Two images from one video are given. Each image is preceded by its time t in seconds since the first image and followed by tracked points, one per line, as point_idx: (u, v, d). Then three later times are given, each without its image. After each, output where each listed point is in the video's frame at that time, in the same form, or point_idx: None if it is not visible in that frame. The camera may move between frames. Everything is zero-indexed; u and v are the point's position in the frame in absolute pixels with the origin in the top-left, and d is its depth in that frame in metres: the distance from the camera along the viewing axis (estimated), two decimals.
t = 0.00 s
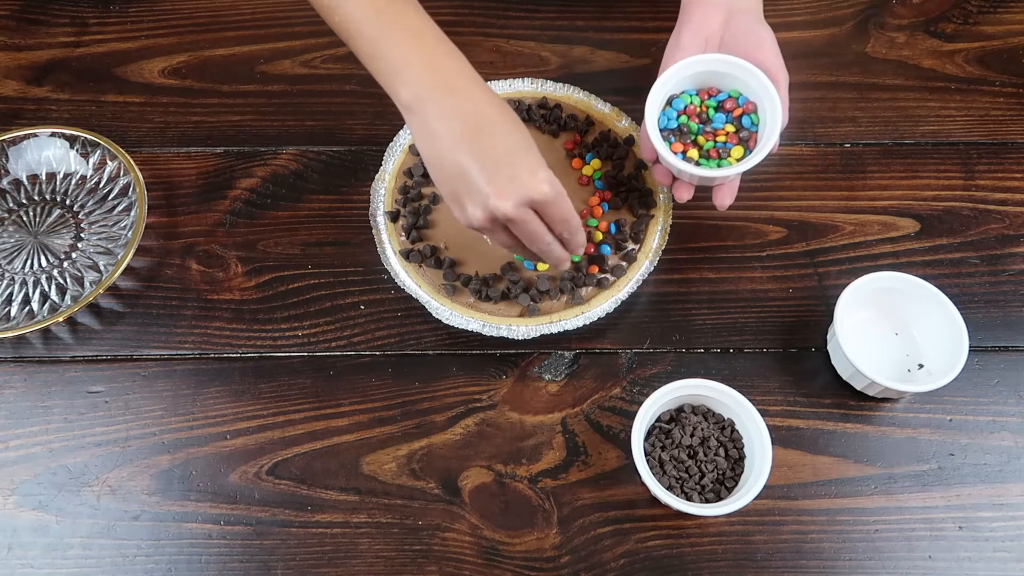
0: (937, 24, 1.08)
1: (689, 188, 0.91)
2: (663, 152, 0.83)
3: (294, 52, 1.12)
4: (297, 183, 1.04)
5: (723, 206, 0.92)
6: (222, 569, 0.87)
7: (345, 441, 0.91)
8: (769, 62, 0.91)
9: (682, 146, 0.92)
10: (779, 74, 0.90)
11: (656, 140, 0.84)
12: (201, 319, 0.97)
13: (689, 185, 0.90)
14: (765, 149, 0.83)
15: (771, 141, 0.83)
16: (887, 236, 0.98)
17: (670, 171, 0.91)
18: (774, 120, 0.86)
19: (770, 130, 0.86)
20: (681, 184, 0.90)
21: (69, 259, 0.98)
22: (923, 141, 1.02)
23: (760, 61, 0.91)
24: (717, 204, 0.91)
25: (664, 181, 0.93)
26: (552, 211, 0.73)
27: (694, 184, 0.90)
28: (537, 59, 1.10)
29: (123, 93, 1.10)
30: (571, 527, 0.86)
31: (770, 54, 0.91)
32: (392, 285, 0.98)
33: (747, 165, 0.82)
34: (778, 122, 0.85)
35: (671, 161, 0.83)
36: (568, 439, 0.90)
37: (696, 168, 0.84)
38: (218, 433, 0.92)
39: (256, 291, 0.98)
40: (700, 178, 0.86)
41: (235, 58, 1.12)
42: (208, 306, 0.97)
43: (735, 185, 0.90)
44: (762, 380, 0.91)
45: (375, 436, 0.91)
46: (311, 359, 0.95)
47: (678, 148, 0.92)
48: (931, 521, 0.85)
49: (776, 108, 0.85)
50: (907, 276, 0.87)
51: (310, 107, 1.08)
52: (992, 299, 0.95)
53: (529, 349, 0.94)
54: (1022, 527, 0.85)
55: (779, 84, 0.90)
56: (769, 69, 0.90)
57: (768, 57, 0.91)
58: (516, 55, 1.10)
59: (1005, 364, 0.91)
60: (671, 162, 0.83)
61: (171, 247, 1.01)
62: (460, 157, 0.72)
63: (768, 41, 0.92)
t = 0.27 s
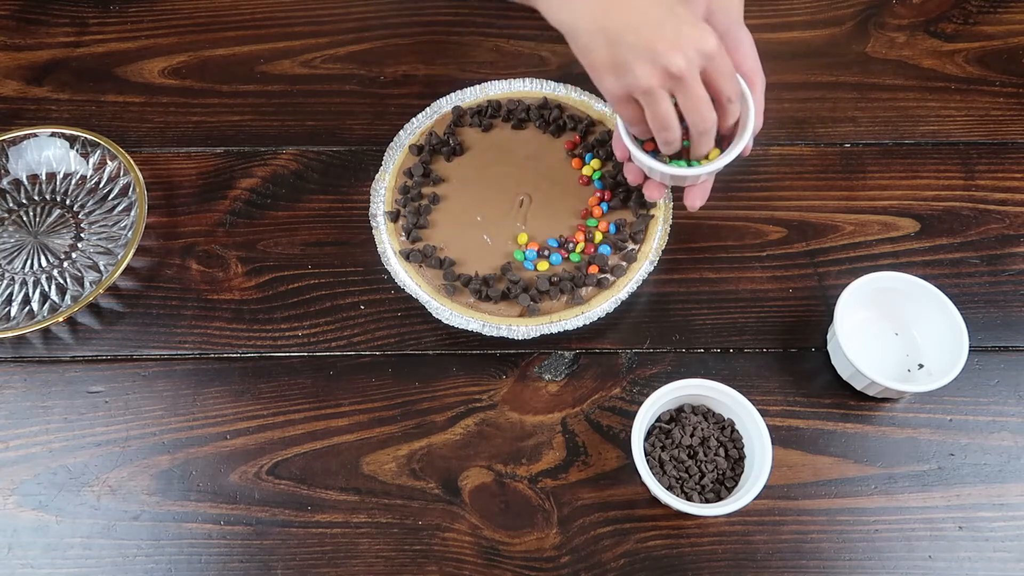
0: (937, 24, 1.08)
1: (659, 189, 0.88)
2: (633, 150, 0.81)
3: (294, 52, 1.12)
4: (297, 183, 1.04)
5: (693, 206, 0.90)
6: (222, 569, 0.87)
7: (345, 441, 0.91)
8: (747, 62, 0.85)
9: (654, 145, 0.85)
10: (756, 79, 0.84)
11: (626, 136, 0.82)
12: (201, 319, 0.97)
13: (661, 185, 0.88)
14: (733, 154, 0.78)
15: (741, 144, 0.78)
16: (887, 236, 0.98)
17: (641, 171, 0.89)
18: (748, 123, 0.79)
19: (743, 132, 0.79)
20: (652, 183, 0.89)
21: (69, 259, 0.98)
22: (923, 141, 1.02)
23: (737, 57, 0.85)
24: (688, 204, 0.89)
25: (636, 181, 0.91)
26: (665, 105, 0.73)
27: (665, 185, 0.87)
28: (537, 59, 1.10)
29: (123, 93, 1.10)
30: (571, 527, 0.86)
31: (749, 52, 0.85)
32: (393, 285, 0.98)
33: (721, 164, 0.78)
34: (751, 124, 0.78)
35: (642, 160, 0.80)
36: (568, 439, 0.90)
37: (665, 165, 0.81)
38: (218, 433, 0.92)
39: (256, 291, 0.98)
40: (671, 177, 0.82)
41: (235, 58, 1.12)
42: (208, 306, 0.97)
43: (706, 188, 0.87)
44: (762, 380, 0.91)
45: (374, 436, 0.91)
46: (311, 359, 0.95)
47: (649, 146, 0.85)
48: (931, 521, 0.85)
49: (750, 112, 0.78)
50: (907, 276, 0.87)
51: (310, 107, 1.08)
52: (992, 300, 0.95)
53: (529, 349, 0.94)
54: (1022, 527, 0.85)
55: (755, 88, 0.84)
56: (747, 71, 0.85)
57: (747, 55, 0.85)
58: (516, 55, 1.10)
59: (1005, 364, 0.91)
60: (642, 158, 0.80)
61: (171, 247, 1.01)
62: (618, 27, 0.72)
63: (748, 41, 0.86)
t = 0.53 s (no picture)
0: (937, 24, 1.08)
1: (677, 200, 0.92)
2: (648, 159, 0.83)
3: (294, 52, 1.12)
4: (297, 183, 1.04)
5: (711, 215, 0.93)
6: (222, 569, 0.87)
7: (345, 441, 0.91)
8: (759, 73, 0.91)
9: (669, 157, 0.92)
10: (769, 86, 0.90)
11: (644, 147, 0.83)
12: (201, 318, 0.97)
13: (678, 197, 0.91)
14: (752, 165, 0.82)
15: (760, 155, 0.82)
16: (887, 236, 0.98)
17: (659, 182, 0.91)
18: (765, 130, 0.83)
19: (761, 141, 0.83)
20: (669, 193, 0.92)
21: (69, 259, 0.98)
22: (923, 141, 1.02)
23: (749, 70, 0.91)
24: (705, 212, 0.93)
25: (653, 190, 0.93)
26: (506, 203, 0.84)
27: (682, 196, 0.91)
28: (537, 59, 1.10)
29: (123, 93, 1.10)
30: (571, 527, 0.86)
31: (760, 62, 0.91)
32: (392, 285, 0.98)
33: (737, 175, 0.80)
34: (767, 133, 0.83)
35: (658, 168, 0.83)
36: (568, 439, 0.90)
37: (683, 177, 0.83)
38: (218, 433, 0.92)
39: (256, 291, 0.98)
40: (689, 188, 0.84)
41: (235, 58, 1.12)
42: (208, 306, 0.97)
43: (723, 195, 0.91)
44: (762, 380, 0.91)
45: (375, 436, 0.91)
46: (311, 359, 0.95)
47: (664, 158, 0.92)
48: (931, 521, 0.85)
49: (766, 120, 0.84)
50: (908, 276, 0.87)
51: (310, 107, 1.08)
52: (992, 300, 0.95)
53: (528, 349, 0.94)
54: (1022, 527, 0.85)
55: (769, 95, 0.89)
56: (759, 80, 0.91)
57: (759, 66, 0.91)
58: (516, 55, 1.10)
59: (1005, 364, 0.91)
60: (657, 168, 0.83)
61: (171, 247, 1.01)
62: (455, 136, 0.82)
63: (759, 51, 0.92)
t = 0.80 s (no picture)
0: (937, 24, 1.08)
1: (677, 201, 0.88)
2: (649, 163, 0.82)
3: (294, 52, 1.12)
4: (297, 183, 1.04)
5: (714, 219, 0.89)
6: (222, 569, 0.87)
7: (345, 441, 0.91)
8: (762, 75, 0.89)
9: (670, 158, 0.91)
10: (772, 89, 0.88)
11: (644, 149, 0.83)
12: (201, 318, 0.97)
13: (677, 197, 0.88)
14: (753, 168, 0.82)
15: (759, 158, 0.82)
16: (887, 236, 0.98)
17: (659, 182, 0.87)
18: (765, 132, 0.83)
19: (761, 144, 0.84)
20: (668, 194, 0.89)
21: (69, 259, 0.98)
22: (923, 141, 1.02)
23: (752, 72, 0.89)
24: (706, 215, 0.88)
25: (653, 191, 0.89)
26: (458, 237, 0.77)
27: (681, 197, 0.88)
28: (537, 59, 1.10)
29: (123, 93, 1.10)
30: (571, 527, 0.86)
31: (764, 65, 0.89)
32: (393, 285, 0.98)
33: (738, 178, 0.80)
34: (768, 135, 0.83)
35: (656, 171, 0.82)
36: (568, 439, 0.90)
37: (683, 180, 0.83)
38: (218, 433, 0.92)
39: (256, 291, 0.98)
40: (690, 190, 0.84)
41: (235, 58, 1.12)
42: (208, 306, 0.97)
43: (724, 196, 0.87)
44: (762, 380, 0.91)
45: (375, 436, 0.91)
46: (311, 359, 0.95)
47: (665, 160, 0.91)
48: (932, 521, 0.85)
49: (767, 123, 0.83)
50: (908, 276, 0.87)
51: (310, 107, 1.08)
52: (992, 300, 0.95)
53: (529, 348, 0.94)
54: (1022, 527, 0.85)
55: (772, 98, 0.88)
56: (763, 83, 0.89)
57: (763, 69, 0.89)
58: (516, 55, 1.10)
59: (1005, 364, 0.91)
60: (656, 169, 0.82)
61: (171, 247, 1.01)
62: (404, 156, 0.76)
63: (763, 53, 0.90)
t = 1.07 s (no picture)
0: (937, 24, 1.08)
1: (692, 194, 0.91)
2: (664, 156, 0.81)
3: (294, 52, 1.12)
4: (297, 183, 1.04)
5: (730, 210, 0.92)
6: (222, 569, 0.87)
7: (344, 441, 0.91)
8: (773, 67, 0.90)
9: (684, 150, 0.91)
10: (783, 81, 0.89)
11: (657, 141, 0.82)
12: (201, 318, 0.97)
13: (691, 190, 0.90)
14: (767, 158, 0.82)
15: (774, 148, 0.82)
16: (887, 236, 0.98)
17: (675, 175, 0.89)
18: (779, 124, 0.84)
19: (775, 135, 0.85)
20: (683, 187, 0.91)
21: (69, 259, 0.98)
22: (923, 141, 1.02)
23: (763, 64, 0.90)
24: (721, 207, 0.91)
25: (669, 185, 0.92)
26: (475, 240, 0.79)
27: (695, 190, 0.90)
28: (537, 59, 1.10)
29: (123, 93, 1.10)
30: (571, 527, 0.86)
31: (773, 57, 0.90)
32: (393, 285, 0.98)
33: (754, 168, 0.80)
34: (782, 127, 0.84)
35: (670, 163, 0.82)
36: (568, 439, 0.90)
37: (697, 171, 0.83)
38: (217, 433, 0.92)
39: (256, 291, 0.98)
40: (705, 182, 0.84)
41: (235, 58, 1.12)
42: (208, 306, 0.97)
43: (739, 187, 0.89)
44: (762, 380, 0.91)
45: (375, 436, 0.91)
46: (311, 359, 0.95)
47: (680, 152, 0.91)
48: (932, 521, 0.85)
49: (781, 114, 0.84)
50: (908, 276, 0.87)
51: (310, 107, 1.08)
52: (992, 300, 0.95)
53: (529, 348, 0.94)
54: (1022, 527, 0.85)
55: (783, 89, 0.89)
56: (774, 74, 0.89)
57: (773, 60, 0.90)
58: (516, 55, 1.10)
59: (1005, 364, 0.91)
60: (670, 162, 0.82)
61: (171, 247, 1.01)
62: (426, 155, 0.78)
63: (772, 45, 0.91)
